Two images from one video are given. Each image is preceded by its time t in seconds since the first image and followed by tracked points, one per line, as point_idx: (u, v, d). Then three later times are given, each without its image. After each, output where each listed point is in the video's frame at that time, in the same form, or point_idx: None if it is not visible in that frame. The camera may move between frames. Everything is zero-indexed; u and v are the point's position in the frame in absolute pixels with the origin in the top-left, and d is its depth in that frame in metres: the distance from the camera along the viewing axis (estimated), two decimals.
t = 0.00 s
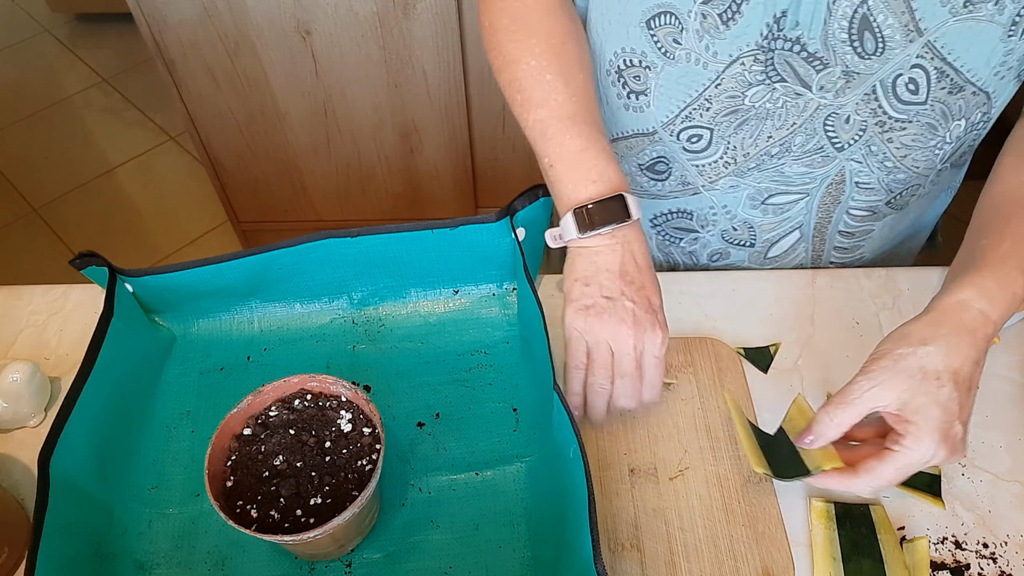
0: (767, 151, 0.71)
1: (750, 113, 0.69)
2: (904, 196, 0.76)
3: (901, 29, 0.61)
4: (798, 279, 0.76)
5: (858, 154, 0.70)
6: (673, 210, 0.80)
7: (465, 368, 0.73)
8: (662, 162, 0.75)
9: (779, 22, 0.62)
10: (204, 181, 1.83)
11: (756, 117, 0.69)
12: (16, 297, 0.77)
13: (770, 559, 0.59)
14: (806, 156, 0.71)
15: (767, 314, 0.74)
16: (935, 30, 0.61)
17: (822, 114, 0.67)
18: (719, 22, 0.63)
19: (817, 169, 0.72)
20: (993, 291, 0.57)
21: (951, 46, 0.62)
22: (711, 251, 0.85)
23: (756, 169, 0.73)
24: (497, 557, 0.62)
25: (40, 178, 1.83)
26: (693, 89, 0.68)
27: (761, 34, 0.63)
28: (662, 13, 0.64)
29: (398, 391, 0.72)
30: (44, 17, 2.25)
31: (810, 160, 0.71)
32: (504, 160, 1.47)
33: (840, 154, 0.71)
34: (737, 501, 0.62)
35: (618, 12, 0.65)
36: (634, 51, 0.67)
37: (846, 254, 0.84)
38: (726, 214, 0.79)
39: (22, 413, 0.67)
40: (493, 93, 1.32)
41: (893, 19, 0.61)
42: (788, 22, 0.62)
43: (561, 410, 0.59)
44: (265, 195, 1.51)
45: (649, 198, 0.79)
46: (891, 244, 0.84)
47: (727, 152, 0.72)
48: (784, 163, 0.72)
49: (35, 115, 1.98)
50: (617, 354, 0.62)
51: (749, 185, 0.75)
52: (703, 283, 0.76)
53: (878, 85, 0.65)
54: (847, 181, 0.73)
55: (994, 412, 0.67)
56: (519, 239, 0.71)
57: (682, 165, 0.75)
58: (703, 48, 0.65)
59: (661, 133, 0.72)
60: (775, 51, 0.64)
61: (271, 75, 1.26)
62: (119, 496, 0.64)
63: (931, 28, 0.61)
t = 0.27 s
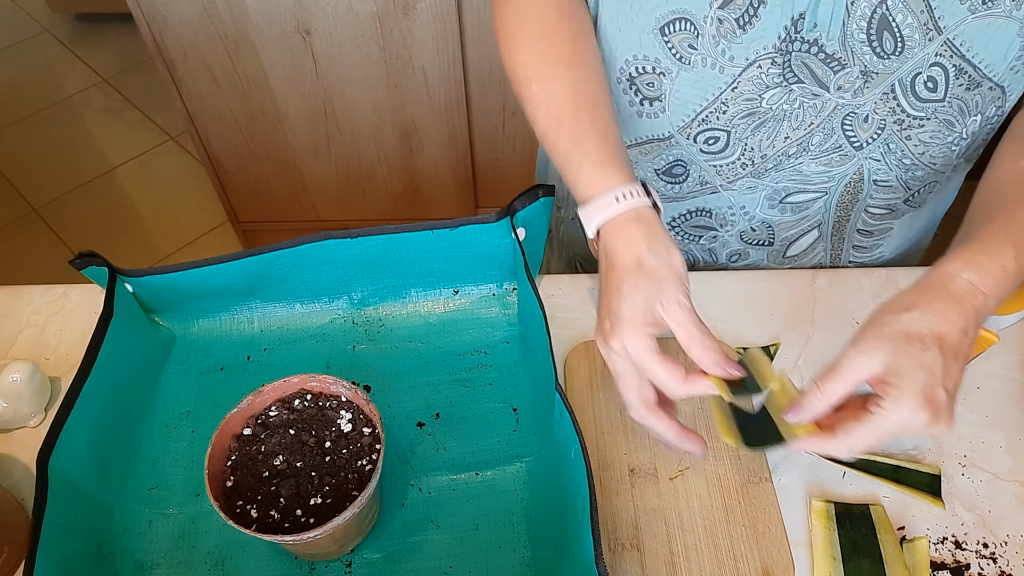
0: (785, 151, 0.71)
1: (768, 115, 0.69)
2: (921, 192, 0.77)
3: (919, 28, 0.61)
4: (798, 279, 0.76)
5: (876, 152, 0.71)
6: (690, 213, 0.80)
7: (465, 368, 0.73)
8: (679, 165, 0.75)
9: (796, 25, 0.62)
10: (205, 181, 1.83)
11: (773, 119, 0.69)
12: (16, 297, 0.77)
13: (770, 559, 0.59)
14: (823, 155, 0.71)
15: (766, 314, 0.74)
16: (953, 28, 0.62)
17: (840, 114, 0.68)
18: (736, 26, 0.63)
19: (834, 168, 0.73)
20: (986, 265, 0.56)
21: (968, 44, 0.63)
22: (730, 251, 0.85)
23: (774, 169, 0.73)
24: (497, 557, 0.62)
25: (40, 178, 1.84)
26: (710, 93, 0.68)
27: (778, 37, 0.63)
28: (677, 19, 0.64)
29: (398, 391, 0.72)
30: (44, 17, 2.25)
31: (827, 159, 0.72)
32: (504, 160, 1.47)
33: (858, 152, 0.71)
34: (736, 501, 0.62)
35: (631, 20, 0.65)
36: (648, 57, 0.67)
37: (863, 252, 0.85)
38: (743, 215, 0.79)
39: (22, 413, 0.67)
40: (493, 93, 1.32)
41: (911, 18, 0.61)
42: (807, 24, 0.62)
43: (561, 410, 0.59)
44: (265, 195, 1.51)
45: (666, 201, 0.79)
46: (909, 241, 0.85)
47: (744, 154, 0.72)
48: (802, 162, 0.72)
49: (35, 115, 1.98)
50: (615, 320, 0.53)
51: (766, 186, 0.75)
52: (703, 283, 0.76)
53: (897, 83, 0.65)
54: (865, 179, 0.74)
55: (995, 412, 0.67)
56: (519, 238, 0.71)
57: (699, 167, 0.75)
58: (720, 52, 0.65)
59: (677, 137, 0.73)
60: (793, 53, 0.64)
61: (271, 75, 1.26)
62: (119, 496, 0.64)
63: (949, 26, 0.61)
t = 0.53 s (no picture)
0: (785, 156, 0.71)
1: (768, 124, 0.69)
2: (922, 199, 0.77)
3: (913, 39, 0.62)
4: (798, 279, 0.76)
5: (873, 160, 0.71)
6: (695, 220, 0.80)
7: (465, 368, 0.73)
8: (684, 173, 0.75)
9: (794, 34, 0.62)
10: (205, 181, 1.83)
11: (774, 127, 0.69)
12: (16, 297, 0.77)
13: (770, 559, 0.59)
14: (822, 162, 0.71)
15: (766, 314, 0.74)
16: (947, 39, 0.62)
17: (837, 122, 0.68)
18: (736, 36, 0.63)
19: (833, 175, 0.73)
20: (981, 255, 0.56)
21: (962, 54, 0.63)
22: (736, 259, 0.85)
23: (775, 174, 0.73)
24: (497, 558, 0.62)
25: (39, 179, 1.83)
26: (712, 102, 0.68)
27: (777, 47, 0.63)
28: (678, 29, 0.63)
29: (398, 391, 0.72)
30: (44, 17, 2.25)
31: (827, 165, 0.72)
32: (505, 160, 1.47)
33: (855, 162, 0.71)
34: (737, 502, 0.62)
35: (634, 28, 0.65)
36: (651, 65, 0.66)
37: (868, 256, 0.84)
38: (748, 222, 0.79)
39: (22, 413, 0.67)
40: (494, 93, 1.32)
41: (906, 29, 0.61)
42: (804, 34, 0.62)
43: (561, 410, 0.59)
44: (265, 195, 1.51)
45: (671, 208, 0.78)
46: (915, 246, 0.85)
47: (746, 163, 0.72)
48: (802, 167, 0.72)
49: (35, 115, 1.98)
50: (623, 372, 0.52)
51: (769, 192, 0.75)
52: (702, 283, 0.76)
53: (891, 93, 0.65)
54: (864, 186, 0.74)
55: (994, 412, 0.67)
56: (520, 238, 0.71)
57: (704, 174, 0.74)
58: (721, 62, 0.65)
59: (682, 144, 0.72)
60: (791, 62, 0.64)
61: (271, 75, 1.26)
62: (119, 496, 0.64)
63: (942, 38, 0.62)
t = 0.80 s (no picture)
0: (768, 162, 0.71)
1: (756, 135, 0.69)
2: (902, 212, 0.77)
3: (887, 54, 0.61)
4: (798, 278, 0.76)
5: (846, 174, 0.72)
6: (682, 228, 0.80)
7: (465, 368, 0.73)
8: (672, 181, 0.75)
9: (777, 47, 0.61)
10: (205, 181, 1.83)
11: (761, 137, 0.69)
12: (16, 297, 0.77)
13: (770, 559, 0.59)
14: (801, 167, 0.72)
15: (767, 314, 0.74)
16: (920, 54, 0.61)
17: (814, 132, 0.68)
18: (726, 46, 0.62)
19: (810, 186, 0.74)
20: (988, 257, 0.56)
21: (935, 68, 0.62)
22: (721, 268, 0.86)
23: (759, 183, 0.74)
24: (497, 558, 0.62)
25: (39, 179, 1.83)
26: (702, 111, 0.67)
27: (764, 58, 0.62)
28: (673, 36, 0.62)
29: (399, 391, 0.72)
30: (44, 17, 2.25)
31: (804, 174, 0.72)
32: (504, 160, 1.47)
33: (830, 175, 0.72)
34: (737, 501, 0.62)
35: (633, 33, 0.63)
36: (648, 71, 0.65)
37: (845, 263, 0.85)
38: (733, 231, 0.80)
39: (22, 413, 0.67)
40: (494, 93, 1.32)
41: (880, 45, 0.61)
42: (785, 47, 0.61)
43: (561, 410, 0.59)
44: (265, 195, 1.51)
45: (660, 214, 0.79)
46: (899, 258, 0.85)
47: (735, 172, 0.72)
48: (784, 171, 0.72)
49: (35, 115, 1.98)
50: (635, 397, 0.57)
51: (755, 199, 0.76)
52: (703, 282, 0.76)
53: (864, 107, 0.65)
54: (837, 202, 0.75)
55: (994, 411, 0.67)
56: (520, 238, 0.71)
57: (692, 184, 0.74)
58: (711, 71, 0.64)
59: (672, 153, 0.72)
60: (777, 74, 0.63)
61: (271, 75, 1.26)
62: (119, 496, 0.64)
63: (915, 53, 0.61)
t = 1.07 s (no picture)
0: (745, 165, 0.71)
1: (726, 131, 0.69)
2: (886, 219, 0.76)
3: (861, 53, 0.62)
4: (798, 278, 0.76)
5: (826, 173, 0.71)
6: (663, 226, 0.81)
7: (465, 368, 0.73)
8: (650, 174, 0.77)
9: (747, 42, 0.62)
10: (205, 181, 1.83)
11: (732, 134, 0.69)
12: (16, 297, 0.77)
13: (771, 559, 0.59)
14: (779, 174, 0.72)
15: (767, 315, 0.74)
16: (896, 55, 0.62)
17: (790, 133, 0.68)
18: (694, 38, 0.63)
19: (790, 189, 0.73)
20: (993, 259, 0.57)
21: (911, 70, 0.63)
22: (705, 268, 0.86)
23: (736, 183, 0.73)
24: (497, 558, 0.62)
25: (39, 178, 1.83)
26: (673, 104, 0.68)
27: (731, 53, 0.63)
28: (642, 26, 0.64)
29: (399, 391, 0.72)
30: (44, 17, 2.25)
31: (782, 177, 0.72)
32: (504, 160, 1.47)
33: (809, 175, 0.71)
34: (737, 501, 0.62)
35: (605, 22, 0.65)
36: (619, 61, 0.67)
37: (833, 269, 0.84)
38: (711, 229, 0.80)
39: (22, 413, 0.67)
40: (493, 93, 1.32)
41: (854, 44, 0.61)
42: (755, 42, 0.62)
43: (561, 409, 0.59)
44: (265, 195, 1.51)
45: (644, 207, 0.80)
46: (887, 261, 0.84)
47: (708, 169, 0.73)
48: (761, 176, 0.72)
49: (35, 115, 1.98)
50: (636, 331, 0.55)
51: (731, 200, 0.76)
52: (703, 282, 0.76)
53: (841, 106, 0.65)
54: (820, 202, 0.74)
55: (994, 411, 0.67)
56: (520, 238, 0.71)
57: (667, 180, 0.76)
58: (680, 63, 0.65)
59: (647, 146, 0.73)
60: (746, 69, 0.64)
61: (270, 75, 1.26)
62: (119, 496, 0.64)
63: (891, 53, 0.61)
